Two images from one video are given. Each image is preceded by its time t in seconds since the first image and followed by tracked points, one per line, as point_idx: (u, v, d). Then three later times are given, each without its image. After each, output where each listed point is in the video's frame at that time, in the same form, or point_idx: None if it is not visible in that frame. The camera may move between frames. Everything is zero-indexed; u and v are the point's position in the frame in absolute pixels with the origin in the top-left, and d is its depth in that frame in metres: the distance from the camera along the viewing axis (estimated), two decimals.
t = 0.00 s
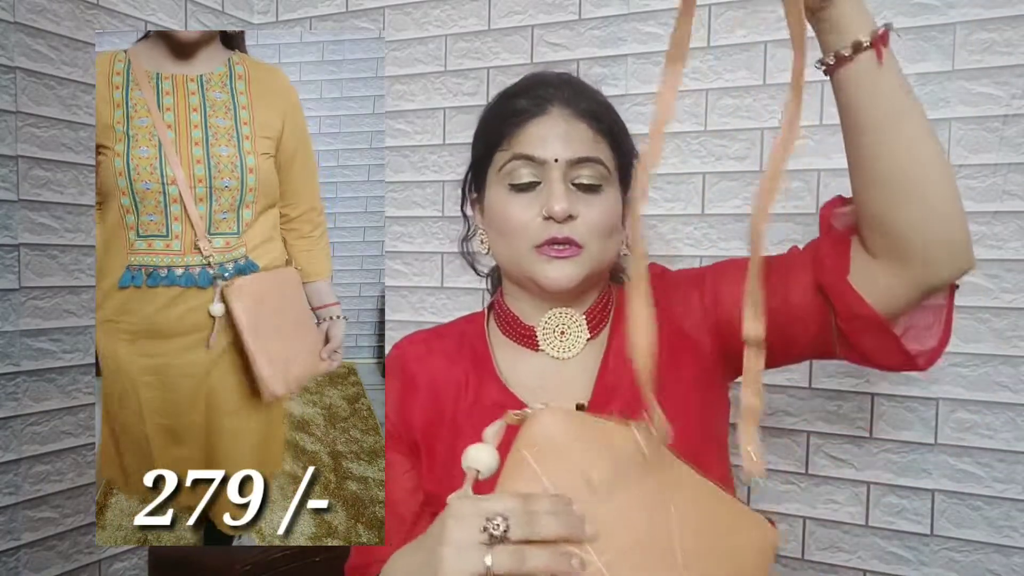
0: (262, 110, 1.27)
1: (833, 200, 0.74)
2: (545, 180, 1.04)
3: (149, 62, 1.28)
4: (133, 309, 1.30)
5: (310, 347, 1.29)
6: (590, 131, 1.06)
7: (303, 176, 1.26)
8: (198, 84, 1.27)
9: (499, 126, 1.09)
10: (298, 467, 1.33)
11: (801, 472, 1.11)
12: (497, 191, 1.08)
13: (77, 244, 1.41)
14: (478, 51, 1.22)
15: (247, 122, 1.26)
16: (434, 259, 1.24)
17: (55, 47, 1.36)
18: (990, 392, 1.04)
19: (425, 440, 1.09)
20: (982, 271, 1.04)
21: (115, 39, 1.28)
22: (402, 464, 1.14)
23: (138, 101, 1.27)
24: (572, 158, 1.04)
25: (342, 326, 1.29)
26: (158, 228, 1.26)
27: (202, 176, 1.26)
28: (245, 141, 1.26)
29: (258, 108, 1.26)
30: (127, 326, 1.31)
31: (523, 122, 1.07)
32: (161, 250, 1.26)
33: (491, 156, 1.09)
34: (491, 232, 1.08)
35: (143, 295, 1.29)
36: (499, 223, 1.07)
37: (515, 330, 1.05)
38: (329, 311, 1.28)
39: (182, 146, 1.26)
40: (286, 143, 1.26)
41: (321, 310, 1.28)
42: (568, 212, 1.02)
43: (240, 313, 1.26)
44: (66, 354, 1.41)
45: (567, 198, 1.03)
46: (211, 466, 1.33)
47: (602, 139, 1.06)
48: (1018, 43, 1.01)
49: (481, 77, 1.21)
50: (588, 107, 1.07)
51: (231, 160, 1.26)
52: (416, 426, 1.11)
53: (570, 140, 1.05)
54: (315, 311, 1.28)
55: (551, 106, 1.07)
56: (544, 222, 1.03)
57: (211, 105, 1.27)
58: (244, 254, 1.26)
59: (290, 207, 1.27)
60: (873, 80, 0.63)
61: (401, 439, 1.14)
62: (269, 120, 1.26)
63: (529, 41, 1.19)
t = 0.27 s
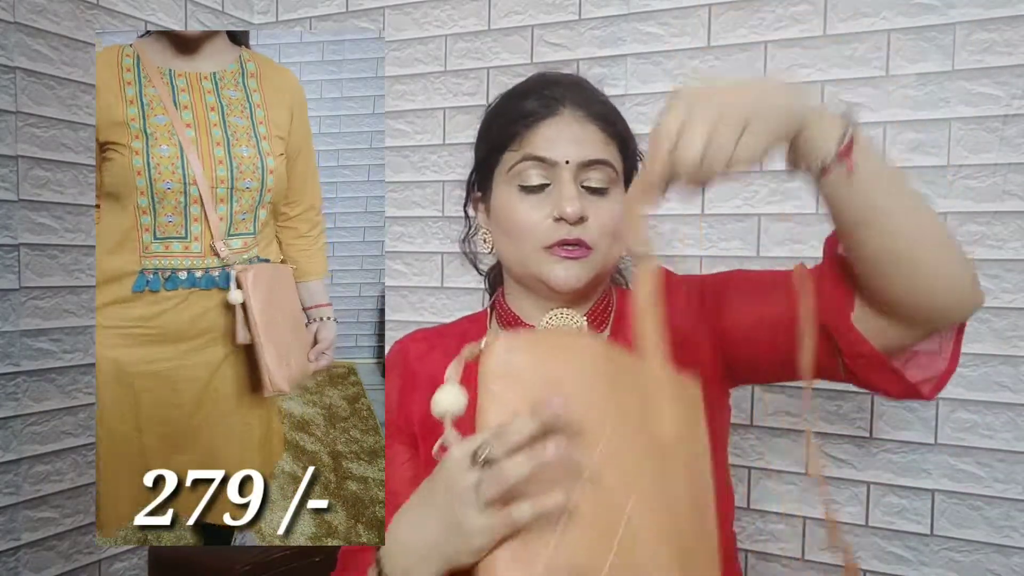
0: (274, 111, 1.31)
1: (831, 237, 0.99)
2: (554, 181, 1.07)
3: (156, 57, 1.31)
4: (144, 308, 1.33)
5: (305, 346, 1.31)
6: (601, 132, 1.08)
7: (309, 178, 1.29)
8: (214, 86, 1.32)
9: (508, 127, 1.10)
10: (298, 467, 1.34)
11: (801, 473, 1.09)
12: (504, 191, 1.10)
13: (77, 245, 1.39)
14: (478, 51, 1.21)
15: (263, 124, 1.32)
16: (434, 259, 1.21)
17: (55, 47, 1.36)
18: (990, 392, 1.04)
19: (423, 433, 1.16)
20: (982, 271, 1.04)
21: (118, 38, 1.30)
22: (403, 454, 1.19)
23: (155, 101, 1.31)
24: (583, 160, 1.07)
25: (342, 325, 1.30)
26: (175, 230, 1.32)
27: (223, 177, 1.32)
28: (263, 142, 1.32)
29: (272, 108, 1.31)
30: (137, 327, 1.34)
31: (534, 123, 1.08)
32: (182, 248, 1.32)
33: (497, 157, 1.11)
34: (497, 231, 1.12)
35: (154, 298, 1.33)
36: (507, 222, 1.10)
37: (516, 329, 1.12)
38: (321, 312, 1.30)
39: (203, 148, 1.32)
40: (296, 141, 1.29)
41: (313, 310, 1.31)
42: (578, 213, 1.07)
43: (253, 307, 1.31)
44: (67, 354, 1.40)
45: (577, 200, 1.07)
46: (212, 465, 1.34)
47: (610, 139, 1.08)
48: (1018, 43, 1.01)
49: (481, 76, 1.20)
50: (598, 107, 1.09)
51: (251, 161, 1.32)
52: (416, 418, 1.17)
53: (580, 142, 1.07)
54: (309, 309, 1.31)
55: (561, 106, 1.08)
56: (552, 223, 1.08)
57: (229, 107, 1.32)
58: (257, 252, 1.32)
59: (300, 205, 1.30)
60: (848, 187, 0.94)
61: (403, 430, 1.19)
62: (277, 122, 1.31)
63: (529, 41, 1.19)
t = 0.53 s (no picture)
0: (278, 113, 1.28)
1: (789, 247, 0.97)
2: (552, 181, 1.02)
3: (171, 57, 1.28)
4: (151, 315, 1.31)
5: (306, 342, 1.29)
6: (597, 129, 1.03)
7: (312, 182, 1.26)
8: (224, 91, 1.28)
9: (508, 129, 1.07)
10: (298, 467, 1.33)
11: (801, 472, 1.10)
12: (507, 194, 1.06)
13: (77, 245, 1.39)
14: (478, 51, 1.22)
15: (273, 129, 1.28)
16: (434, 259, 1.23)
17: (55, 46, 1.36)
18: (990, 392, 1.04)
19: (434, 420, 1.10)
20: (982, 271, 1.04)
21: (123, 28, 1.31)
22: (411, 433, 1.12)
23: (166, 102, 1.27)
24: (580, 158, 1.02)
25: (341, 325, 1.29)
26: (186, 235, 1.28)
27: (237, 183, 1.27)
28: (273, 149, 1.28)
29: (280, 113, 1.28)
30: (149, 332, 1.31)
31: (529, 124, 1.04)
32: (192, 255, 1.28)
33: (498, 159, 1.08)
34: (502, 234, 1.07)
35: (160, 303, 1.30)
36: (508, 223, 1.06)
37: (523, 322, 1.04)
38: (316, 307, 1.29)
39: (217, 154, 1.27)
40: (297, 146, 1.27)
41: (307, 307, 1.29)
42: (575, 211, 1.02)
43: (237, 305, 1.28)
44: (67, 354, 1.40)
45: (574, 197, 1.02)
46: (212, 465, 1.33)
47: (609, 138, 1.04)
48: (1018, 43, 1.01)
49: (481, 77, 1.21)
50: (594, 107, 1.05)
51: (264, 169, 1.27)
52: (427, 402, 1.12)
53: (577, 140, 1.02)
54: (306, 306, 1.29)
55: (557, 108, 1.04)
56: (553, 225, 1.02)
57: (240, 112, 1.28)
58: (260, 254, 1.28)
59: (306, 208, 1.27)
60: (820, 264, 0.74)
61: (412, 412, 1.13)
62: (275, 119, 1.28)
63: (529, 41, 1.19)
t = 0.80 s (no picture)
0: (278, 117, 1.29)
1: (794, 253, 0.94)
2: (564, 173, 1.03)
3: (170, 61, 1.30)
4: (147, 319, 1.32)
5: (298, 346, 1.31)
6: (610, 125, 1.05)
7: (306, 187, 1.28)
8: (222, 96, 1.30)
9: (521, 122, 1.07)
10: (298, 467, 1.33)
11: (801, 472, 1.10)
12: (518, 184, 1.06)
13: (77, 245, 1.39)
14: (478, 51, 1.22)
15: (270, 137, 1.29)
16: (434, 259, 1.23)
17: (55, 47, 1.36)
18: (990, 392, 1.04)
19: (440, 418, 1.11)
20: (982, 271, 1.04)
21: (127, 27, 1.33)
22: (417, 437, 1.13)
23: (160, 108, 1.29)
24: (592, 151, 1.03)
25: (341, 325, 1.29)
26: (180, 245, 1.30)
27: (231, 194, 1.29)
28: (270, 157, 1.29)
29: (279, 120, 1.29)
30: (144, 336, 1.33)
31: (544, 117, 1.05)
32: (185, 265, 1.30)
33: (509, 152, 1.09)
34: (510, 228, 1.08)
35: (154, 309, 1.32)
36: (519, 217, 1.06)
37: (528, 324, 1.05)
38: (311, 309, 1.30)
39: (212, 163, 1.30)
40: (296, 151, 1.28)
41: (303, 309, 1.30)
42: (587, 203, 1.03)
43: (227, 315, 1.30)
44: (66, 354, 1.40)
45: (587, 189, 1.02)
46: (211, 465, 1.34)
47: (621, 134, 1.05)
48: (1018, 43, 1.01)
49: (481, 77, 1.21)
50: (607, 103, 1.06)
51: (259, 179, 1.29)
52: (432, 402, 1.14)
53: (591, 135, 1.03)
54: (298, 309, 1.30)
55: (573, 102, 1.05)
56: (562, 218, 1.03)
57: (237, 119, 1.30)
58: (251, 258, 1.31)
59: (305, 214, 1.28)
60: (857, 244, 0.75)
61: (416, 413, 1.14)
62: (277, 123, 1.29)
63: (528, 41, 1.19)
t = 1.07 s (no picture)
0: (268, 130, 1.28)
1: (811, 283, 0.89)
2: (566, 173, 1.00)
3: (154, 68, 1.29)
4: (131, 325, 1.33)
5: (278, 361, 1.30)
6: (613, 125, 1.02)
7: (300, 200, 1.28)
8: (205, 106, 1.28)
9: (523, 119, 1.04)
10: (298, 467, 1.33)
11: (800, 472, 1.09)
12: (519, 182, 1.03)
13: (77, 244, 1.39)
14: (478, 51, 1.22)
15: (254, 151, 1.28)
16: (434, 259, 1.23)
17: (55, 47, 1.36)
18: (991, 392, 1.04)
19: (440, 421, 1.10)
20: (982, 271, 1.04)
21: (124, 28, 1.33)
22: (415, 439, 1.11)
23: (138, 116, 1.29)
24: (595, 152, 0.99)
25: (341, 325, 1.29)
26: (152, 256, 1.30)
27: (206, 208, 1.28)
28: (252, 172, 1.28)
29: (267, 135, 1.28)
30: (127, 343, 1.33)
31: (546, 116, 1.02)
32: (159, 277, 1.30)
33: (513, 150, 1.05)
34: (507, 227, 1.05)
35: (134, 318, 1.32)
36: (517, 215, 1.03)
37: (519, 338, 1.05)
38: (299, 323, 1.30)
39: (187, 175, 1.28)
40: (288, 165, 1.27)
41: (293, 321, 1.30)
42: (589, 203, 0.98)
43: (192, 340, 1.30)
44: (66, 353, 1.40)
45: (589, 190, 0.98)
46: (211, 465, 1.33)
47: (626, 136, 1.02)
48: (1018, 43, 1.01)
49: (481, 77, 1.21)
50: (611, 105, 1.03)
51: (236, 194, 1.28)
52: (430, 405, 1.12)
53: (594, 135, 1.00)
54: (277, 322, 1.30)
55: (577, 102, 1.02)
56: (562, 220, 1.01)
57: (218, 131, 1.28)
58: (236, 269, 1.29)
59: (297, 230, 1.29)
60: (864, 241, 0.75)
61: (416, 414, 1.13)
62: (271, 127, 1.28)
63: (528, 41, 1.19)
